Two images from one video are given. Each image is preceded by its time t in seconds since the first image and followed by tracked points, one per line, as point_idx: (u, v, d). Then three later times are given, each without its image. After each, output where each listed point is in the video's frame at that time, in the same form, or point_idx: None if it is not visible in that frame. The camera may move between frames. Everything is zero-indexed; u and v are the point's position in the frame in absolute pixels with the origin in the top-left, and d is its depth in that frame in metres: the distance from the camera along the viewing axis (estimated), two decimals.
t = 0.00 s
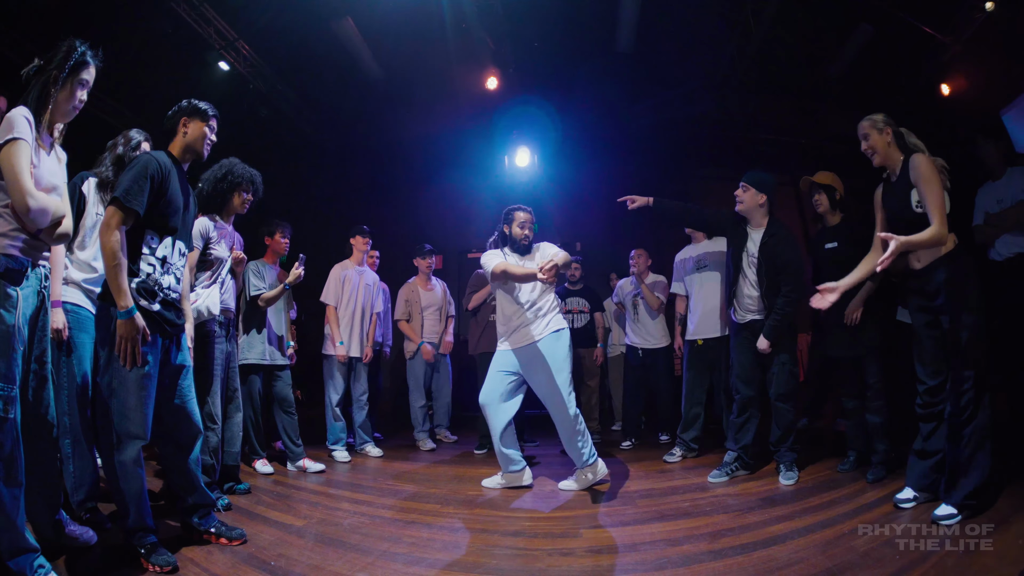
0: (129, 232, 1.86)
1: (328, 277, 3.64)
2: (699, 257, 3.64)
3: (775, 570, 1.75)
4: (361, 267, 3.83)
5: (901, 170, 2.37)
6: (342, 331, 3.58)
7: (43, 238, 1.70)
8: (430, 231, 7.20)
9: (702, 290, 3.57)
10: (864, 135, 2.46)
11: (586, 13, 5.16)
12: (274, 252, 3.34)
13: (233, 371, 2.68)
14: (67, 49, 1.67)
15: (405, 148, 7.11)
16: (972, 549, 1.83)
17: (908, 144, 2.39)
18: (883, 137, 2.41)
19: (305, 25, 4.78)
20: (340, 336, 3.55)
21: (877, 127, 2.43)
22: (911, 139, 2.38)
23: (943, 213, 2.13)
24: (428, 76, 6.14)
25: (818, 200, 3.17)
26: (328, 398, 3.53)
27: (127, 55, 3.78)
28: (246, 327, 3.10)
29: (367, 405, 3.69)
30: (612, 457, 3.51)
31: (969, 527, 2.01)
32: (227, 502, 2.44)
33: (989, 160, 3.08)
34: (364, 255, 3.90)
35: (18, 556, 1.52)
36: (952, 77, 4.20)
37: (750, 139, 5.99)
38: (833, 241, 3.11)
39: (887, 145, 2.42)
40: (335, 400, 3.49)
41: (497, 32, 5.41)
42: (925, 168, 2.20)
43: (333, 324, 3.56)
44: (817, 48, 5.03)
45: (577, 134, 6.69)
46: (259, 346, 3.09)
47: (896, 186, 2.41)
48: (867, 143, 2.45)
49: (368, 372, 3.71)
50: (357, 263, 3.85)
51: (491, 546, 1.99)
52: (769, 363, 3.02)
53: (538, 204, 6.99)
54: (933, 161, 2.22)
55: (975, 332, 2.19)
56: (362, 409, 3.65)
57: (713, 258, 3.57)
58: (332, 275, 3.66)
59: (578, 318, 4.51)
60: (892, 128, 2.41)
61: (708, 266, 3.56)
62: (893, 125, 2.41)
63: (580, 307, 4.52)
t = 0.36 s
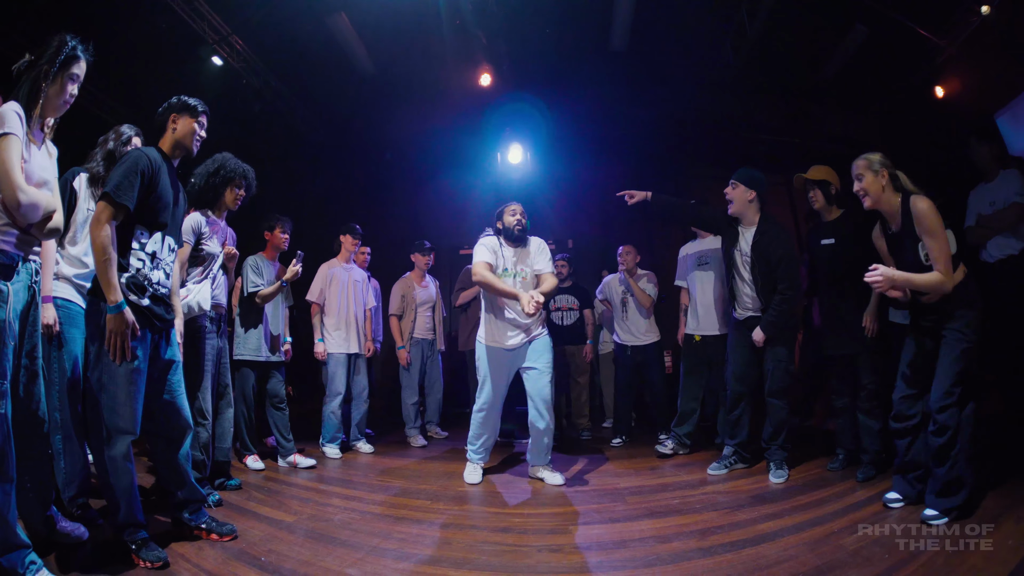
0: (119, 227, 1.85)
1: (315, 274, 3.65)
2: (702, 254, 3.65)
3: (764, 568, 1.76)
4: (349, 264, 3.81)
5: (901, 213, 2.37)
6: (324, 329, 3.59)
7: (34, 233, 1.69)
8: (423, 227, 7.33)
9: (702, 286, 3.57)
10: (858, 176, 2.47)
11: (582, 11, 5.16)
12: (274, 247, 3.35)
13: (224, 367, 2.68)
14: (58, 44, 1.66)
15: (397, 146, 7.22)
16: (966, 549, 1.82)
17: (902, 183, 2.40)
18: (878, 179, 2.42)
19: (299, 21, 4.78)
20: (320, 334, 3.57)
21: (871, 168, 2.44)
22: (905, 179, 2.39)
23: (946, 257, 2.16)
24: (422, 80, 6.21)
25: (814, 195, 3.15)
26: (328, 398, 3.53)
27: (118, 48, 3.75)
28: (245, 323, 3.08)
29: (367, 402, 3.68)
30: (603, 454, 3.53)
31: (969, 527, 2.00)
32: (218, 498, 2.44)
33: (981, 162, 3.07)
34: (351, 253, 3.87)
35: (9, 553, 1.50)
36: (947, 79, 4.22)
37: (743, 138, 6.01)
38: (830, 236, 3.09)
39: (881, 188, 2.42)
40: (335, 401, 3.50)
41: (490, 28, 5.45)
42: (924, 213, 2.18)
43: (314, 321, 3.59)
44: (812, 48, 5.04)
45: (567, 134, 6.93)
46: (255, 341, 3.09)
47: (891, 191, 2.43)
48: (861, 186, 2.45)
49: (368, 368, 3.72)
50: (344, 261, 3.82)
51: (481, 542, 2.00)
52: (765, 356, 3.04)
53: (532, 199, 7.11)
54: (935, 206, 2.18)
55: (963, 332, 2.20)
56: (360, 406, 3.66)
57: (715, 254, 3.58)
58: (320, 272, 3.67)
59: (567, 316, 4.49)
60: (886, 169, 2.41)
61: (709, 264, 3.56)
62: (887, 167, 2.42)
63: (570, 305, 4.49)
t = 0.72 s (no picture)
0: (115, 226, 1.84)
1: (317, 272, 3.60)
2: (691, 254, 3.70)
3: (760, 566, 1.76)
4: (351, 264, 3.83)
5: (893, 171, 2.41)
6: (327, 328, 3.56)
7: (28, 232, 1.68)
8: (420, 227, 7.28)
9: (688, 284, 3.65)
10: (858, 138, 2.50)
11: (580, 9, 5.16)
12: (276, 247, 3.35)
13: (220, 367, 2.68)
14: (52, 42, 1.66)
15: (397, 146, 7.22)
16: (966, 548, 1.82)
17: (899, 146, 2.43)
18: (877, 140, 2.45)
19: (295, 19, 4.79)
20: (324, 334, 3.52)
21: (871, 130, 2.47)
22: (903, 141, 2.42)
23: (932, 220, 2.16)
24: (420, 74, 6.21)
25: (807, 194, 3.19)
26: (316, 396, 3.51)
27: (115, 45, 3.73)
28: (251, 323, 3.10)
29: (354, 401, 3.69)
30: (599, 454, 3.53)
31: (970, 527, 1.98)
32: (215, 498, 2.44)
33: (977, 163, 3.07)
34: (354, 252, 3.90)
35: (6, 555, 1.49)
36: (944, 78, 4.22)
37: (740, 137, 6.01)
38: (826, 237, 3.11)
39: (880, 147, 2.45)
40: (324, 398, 3.49)
41: (488, 28, 5.40)
42: (915, 171, 2.24)
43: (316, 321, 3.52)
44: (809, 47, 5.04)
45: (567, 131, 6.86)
46: (261, 342, 3.10)
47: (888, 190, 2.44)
48: (861, 145, 2.49)
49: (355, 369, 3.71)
50: (347, 260, 3.84)
51: (478, 542, 2.00)
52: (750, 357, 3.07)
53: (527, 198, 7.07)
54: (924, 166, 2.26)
55: (960, 331, 2.21)
56: (349, 405, 3.66)
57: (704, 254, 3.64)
58: (320, 271, 3.61)
59: (562, 315, 4.53)
60: (885, 130, 2.44)
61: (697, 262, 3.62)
62: (886, 128, 2.45)
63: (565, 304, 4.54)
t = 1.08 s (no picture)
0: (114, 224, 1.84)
1: (316, 269, 3.62)
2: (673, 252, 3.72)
3: (760, 565, 1.76)
4: (348, 260, 3.82)
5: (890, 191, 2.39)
6: (329, 325, 3.56)
7: (27, 230, 1.68)
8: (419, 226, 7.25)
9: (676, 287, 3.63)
10: (852, 154, 2.47)
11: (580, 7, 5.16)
12: (281, 244, 3.36)
13: (220, 365, 2.68)
14: (50, 40, 1.65)
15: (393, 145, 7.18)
16: (965, 547, 1.82)
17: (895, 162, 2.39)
18: (871, 157, 2.41)
19: (294, 16, 4.79)
20: (326, 331, 3.52)
21: (865, 146, 2.44)
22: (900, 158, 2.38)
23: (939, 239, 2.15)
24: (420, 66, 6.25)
25: (802, 195, 3.18)
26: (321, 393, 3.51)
27: (113, 43, 3.73)
28: (257, 322, 3.11)
29: (361, 398, 3.70)
30: (599, 451, 3.53)
31: (969, 527, 1.97)
32: (215, 496, 2.44)
33: (977, 161, 3.06)
34: (349, 249, 3.88)
35: (6, 553, 1.49)
36: (943, 78, 4.22)
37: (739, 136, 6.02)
38: (821, 239, 3.13)
39: (874, 165, 2.42)
40: (328, 397, 3.50)
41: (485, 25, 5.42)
42: (914, 188, 2.22)
43: (319, 319, 3.52)
44: (809, 45, 5.03)
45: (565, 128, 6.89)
46: (269, 340, 3.09)
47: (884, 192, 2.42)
48: (854, 161, 2.46)
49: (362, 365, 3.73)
50: (343, 257, 3.82)
51: (476, 539, 2.00)
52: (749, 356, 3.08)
53: (527, 197, 7.03)
54: (924, 183, 2.23)
55: (957, 328, 2.21)
56: (355, 402, 3.67)
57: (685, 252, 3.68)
58: (320, 268, 3.63)
59: (561, 313, 4.55)
60: (880, 148, 2.40)
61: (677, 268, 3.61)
62: (881, 145, 2.41)
63: (564, 302, 4.56)
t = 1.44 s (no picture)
0: (113, 226, 1.84)
1: (320, 273, 3.65)
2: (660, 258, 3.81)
3: (760, 566, 1.76)
4: (353, 264, 3.84)
5: (884, 179, 2.39)
6: (329, 329, 3.57)
7: (27, 232, 1.68)
8: (421, 228, 7.31)
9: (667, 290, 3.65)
10: (847, 143, 2.49)
11: (579, 8, 5.16)
12: (282, 249, 3.34)
13: (222, 366, 2.69)
14: (51, 42, 1.65)
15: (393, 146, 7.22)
16: (966, 548, 1.82)
17: (889, 155, 2.42)
18: (866, 147, 2.44)
19: (295, 19, 4.80)
20: (326, 335, 3.55)
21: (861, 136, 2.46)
22: (894, 151, 2.41)
23: (927, 222, 2.13)
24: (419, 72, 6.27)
25: (797, 201, 3.19)
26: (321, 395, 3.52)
27: (114, 45, 3.73)
28: (260, 325, 3.12)
29: (359, 401, 3.70)
30: (600, 453, 3.53)
31: (969, 527, 1.98)
32: (215, 499, 2.44)
33: (977, 163, 3.07)
34: (355, 253, 3.91)
35: (7, 555, 1.49)
36: (942, 79, 4.23)
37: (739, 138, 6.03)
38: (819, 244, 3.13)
39: (868, 155, 2.45)
40: (328, 398, 3.50)
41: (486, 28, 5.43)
42: (906, 176, 2.21)
43: (320, 321, 3.55)
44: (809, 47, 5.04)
45: (566, 129, 6.97)
46: (275, 343, 3.10)
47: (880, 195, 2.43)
48: (849, 150, 2.48)
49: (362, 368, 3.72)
50: (348, 261, 3.85)
51: (476, 541, 2.01)
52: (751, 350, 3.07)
53: (528, 198, 7.09)
54: (917, 172, 2.22)
55: (957, 328, 2.21)
56: (354, 405, 3.67)
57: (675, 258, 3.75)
58: (325, 271, 3.66)
59: (562, 315, 4.53)
60: (876, 139, 2.43)
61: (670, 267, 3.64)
62: (877, 137, 2.43)
63: (565, 305, 4.54)
